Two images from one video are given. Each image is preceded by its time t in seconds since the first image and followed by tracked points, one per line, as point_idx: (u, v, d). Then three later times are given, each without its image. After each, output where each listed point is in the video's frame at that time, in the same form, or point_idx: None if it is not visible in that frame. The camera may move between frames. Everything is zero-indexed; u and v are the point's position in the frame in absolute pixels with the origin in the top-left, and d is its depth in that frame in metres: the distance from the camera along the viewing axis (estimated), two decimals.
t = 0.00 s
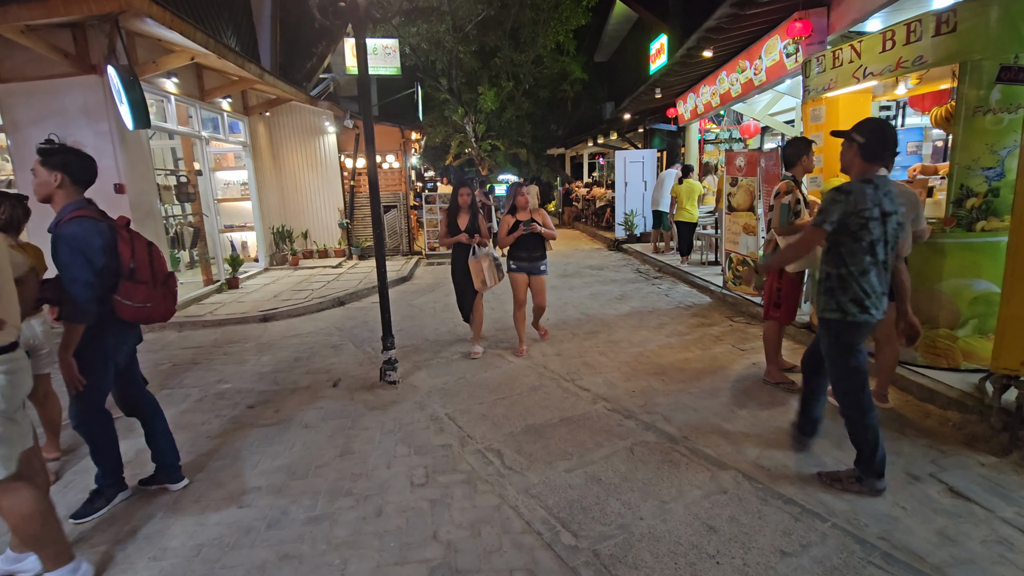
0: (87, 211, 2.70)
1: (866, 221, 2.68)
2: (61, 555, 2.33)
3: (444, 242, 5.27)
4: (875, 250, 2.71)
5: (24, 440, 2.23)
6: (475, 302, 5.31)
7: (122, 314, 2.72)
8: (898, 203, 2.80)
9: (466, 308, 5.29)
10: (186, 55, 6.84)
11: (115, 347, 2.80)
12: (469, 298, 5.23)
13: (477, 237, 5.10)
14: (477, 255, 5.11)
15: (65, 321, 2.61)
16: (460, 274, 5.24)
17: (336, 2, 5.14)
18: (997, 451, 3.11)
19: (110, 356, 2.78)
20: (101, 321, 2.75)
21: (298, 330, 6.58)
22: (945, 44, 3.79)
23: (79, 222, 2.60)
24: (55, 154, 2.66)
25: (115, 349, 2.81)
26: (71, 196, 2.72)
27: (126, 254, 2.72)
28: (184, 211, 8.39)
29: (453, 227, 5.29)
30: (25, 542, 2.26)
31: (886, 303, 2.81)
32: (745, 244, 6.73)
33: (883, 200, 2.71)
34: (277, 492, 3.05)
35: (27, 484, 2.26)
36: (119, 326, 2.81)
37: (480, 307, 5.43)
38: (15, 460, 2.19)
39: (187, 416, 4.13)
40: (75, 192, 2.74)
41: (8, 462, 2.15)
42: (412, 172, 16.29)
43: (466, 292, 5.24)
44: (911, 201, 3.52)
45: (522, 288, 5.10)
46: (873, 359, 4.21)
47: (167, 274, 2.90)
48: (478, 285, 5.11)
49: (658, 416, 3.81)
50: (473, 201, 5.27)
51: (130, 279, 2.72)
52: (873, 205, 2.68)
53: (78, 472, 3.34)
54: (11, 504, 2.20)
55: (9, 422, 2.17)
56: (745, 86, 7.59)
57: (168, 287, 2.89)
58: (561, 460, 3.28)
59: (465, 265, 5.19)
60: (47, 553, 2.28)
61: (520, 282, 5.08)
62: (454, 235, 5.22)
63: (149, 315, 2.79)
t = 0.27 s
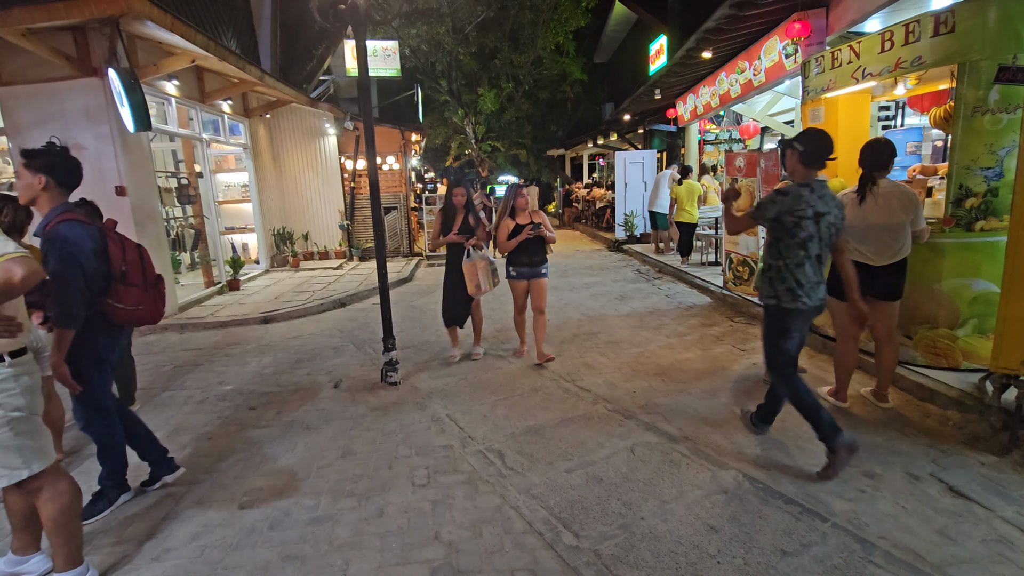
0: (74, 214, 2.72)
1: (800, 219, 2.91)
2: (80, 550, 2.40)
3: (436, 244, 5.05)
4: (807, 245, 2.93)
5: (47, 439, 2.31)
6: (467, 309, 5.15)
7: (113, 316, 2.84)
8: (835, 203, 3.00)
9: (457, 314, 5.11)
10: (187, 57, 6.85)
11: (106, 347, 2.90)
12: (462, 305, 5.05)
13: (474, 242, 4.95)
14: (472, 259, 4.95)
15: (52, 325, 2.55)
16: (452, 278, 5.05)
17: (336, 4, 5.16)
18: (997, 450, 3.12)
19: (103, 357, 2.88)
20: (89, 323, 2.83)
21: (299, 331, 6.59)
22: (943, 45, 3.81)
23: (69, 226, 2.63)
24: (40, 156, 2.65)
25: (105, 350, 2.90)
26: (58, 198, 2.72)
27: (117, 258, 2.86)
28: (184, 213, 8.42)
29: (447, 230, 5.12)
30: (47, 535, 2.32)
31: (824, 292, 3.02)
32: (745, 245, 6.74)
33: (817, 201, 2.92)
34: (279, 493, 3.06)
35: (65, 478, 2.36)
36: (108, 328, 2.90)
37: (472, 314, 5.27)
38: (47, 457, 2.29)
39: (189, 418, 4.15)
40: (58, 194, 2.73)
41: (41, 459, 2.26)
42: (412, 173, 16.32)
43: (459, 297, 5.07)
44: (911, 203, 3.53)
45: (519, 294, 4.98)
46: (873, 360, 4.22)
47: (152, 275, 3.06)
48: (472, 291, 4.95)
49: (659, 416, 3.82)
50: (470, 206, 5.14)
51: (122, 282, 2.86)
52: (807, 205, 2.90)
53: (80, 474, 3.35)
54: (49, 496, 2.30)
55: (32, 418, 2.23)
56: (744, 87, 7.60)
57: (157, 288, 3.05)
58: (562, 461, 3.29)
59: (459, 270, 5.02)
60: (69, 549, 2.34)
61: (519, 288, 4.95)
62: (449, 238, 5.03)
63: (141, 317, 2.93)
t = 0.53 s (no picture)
0: (70, 215, 2.71)
1: (764, 213, 3.31)
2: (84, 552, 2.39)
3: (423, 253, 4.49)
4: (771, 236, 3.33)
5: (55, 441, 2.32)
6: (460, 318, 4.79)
7: (110, 316, 2.91)
8: (797, 201, 3.39)
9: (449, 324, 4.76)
10: (188, 58, 6.86)
11: (105, 347, 2.96)
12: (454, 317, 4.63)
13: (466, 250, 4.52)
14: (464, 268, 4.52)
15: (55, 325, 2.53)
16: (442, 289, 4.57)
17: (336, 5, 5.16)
18: (998, 449, 3.12)
19: (103, 356, 2.94)
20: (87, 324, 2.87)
21: (299, 331, 6.60)
22: (944, 44, 3.80)
23: (63, 229, 2.62)
24: (30, 157, 2.58)
25: (105, 349, 2.96)
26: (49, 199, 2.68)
27: (115, 258, 2.91)
28: (185, 213, 8.44)
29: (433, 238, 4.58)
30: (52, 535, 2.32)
31: (786, 282, 3.36)
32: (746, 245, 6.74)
33: (780, 197, 3.31)
34: (280, 493, 3.07)
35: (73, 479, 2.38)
36: (104, 329, 2.95)
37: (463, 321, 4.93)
38: (56, 459, 2.32)
39: (190, 418, 4.15)
40: (50, 195, 2.68)
41: (50, 459, 2.29)
42: (413, 173, 16.33)
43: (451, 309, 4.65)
44: (913, 202, 3.52)
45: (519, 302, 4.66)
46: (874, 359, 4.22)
47: (147, 275, 3.13)
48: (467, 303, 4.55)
49: (660, 416, 3.82)
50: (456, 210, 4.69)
51: (121, 282, 2.93)
52: (771, 202, 3.30)
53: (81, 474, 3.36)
54: (57, 496, 2.32)
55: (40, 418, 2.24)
56: (745, 86, 7.59)
57: (154, 288, 3.13)
58: (563, 461, 3.29)
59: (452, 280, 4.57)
60: (74, 549, 2.34)
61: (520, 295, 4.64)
62: (437, 245, 4.49)
63: (140, 316, 3.01)
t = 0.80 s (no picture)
0: (64, 215, 2.71)
1: (721, 215, 3.59)
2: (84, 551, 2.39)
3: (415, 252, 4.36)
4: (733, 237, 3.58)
5: (55, 440, 2.32)
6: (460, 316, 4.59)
7: (110, 315, 2.95)
8: (757, 203, 3.60)
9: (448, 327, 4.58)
10: (187, 57, 6.85)
11: (103, 346, 2.98)
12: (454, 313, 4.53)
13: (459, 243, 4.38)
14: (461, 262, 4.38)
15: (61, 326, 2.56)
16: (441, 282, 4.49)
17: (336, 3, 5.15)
18: (997, 447, 3.12)
19: (103, 354, 2.96)
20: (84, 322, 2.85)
21: (299, 330, 6.59)
22: (943, 42, 3.81)
23: (60, 229, 2.60)
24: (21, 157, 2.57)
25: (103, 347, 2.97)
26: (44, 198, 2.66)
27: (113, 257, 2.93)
28: (185, 212, 8.42)
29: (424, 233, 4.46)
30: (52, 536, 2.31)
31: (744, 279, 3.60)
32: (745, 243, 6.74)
33: (737, 201, 3.56)
34: (280, 492, 3.07)
35: (74, 480, 2.38)
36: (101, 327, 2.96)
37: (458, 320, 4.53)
38: (57, 460, 2.31)
39: (189, 417, 4.15)
40: (42, 195, 2.67)
41: (50, 461, 2.28)
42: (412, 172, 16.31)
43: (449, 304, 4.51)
44: (913, 199, 3.53)
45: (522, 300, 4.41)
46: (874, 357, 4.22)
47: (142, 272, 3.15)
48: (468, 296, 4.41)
49: (659, 414, 3.82)
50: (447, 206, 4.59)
51: (120, 281, 2.96)
52: (728, 206, 3.57)
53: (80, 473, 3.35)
54: (57, 498, 2.31)
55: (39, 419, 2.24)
56: (744, 85, 7.59)
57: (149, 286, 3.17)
58: (563, 459, 3.29)
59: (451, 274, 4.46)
60: (74, 549, 2.33)
61: (521, 292, 4.43)
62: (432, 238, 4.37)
63: (139, 314, 3.05)
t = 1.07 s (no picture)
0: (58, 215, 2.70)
1: (680, 209, 3.98)
2: (77, 554, 2.36)
3: (410, 262, 4.22)
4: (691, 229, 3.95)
5: (44, 445, 2.27)
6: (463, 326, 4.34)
7: (103, 315, 2.99)
8: (714, 197, 3.96)
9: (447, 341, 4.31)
10: (183, 56, 6.82)
11: (96, 346, 2.95)
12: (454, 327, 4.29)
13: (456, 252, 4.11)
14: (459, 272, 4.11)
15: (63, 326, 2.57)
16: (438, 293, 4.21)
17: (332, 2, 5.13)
18: (994, 446, 3.13)
19: (95, 354, 2.93)
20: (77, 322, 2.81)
21: (297, 330, 6.58)
22: (940, 41, 3.82)
23: (55, 227, 2.59)
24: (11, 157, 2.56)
25: (96, 347, 2.94)
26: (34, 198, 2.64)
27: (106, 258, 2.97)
28: (182, 211, 8.40)
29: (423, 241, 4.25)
30: (44, 540, 2.28)
31: (704, 268, 3.94)
32: (743, 242, 6.74)
33: (694, 196, 3.94)
34: (277, 492, 3.06)
35: (64, 484, 2.34)
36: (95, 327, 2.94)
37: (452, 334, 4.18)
38: (45, 465, 2.26)
39: (186, 417, 4.13)
40: (34, 195, 2.65)
41: (38, 465, 2.23)
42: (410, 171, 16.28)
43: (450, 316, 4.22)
44: (911, 198, 3.53)
45: (524, 315, 4.05)
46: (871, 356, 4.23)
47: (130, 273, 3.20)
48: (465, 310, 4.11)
49: (657, 414, 3.82)
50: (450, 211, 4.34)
51: (112, 282, 3.00)
52: (685, 201, 3.96)
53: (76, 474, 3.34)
54: (46, 503, 2.26)
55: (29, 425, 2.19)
56: (742, 84, 7.59)
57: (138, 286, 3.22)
58: (560, 459, 3.29)
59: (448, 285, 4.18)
60: (66, 552, 2.30)
61: (523, 306, 4.06)
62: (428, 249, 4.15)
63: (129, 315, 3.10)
